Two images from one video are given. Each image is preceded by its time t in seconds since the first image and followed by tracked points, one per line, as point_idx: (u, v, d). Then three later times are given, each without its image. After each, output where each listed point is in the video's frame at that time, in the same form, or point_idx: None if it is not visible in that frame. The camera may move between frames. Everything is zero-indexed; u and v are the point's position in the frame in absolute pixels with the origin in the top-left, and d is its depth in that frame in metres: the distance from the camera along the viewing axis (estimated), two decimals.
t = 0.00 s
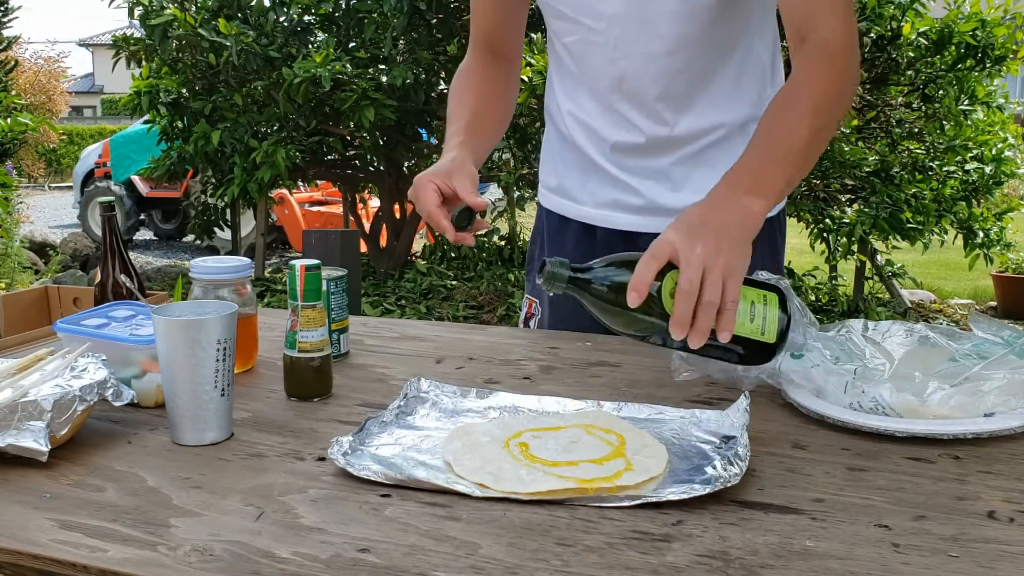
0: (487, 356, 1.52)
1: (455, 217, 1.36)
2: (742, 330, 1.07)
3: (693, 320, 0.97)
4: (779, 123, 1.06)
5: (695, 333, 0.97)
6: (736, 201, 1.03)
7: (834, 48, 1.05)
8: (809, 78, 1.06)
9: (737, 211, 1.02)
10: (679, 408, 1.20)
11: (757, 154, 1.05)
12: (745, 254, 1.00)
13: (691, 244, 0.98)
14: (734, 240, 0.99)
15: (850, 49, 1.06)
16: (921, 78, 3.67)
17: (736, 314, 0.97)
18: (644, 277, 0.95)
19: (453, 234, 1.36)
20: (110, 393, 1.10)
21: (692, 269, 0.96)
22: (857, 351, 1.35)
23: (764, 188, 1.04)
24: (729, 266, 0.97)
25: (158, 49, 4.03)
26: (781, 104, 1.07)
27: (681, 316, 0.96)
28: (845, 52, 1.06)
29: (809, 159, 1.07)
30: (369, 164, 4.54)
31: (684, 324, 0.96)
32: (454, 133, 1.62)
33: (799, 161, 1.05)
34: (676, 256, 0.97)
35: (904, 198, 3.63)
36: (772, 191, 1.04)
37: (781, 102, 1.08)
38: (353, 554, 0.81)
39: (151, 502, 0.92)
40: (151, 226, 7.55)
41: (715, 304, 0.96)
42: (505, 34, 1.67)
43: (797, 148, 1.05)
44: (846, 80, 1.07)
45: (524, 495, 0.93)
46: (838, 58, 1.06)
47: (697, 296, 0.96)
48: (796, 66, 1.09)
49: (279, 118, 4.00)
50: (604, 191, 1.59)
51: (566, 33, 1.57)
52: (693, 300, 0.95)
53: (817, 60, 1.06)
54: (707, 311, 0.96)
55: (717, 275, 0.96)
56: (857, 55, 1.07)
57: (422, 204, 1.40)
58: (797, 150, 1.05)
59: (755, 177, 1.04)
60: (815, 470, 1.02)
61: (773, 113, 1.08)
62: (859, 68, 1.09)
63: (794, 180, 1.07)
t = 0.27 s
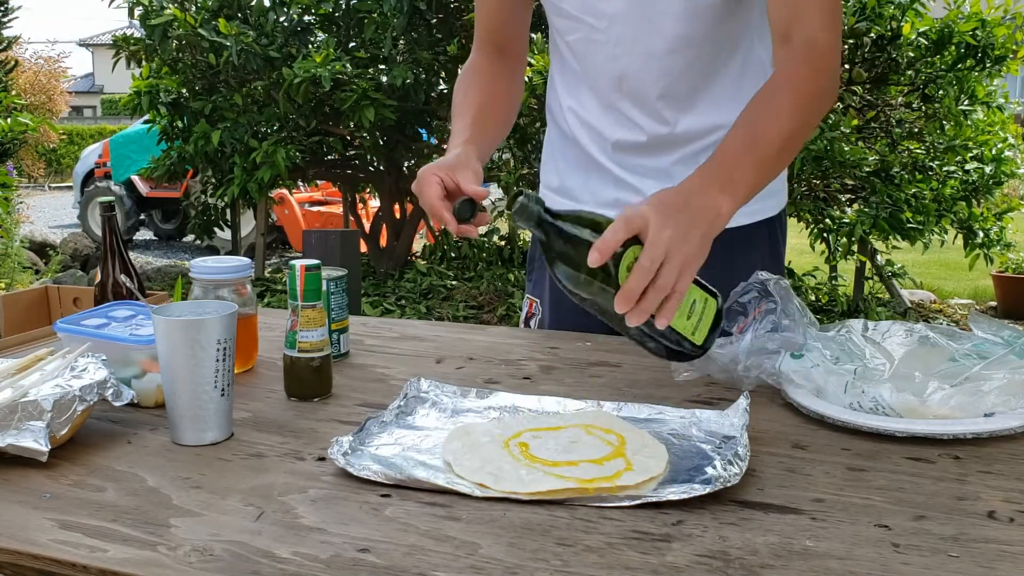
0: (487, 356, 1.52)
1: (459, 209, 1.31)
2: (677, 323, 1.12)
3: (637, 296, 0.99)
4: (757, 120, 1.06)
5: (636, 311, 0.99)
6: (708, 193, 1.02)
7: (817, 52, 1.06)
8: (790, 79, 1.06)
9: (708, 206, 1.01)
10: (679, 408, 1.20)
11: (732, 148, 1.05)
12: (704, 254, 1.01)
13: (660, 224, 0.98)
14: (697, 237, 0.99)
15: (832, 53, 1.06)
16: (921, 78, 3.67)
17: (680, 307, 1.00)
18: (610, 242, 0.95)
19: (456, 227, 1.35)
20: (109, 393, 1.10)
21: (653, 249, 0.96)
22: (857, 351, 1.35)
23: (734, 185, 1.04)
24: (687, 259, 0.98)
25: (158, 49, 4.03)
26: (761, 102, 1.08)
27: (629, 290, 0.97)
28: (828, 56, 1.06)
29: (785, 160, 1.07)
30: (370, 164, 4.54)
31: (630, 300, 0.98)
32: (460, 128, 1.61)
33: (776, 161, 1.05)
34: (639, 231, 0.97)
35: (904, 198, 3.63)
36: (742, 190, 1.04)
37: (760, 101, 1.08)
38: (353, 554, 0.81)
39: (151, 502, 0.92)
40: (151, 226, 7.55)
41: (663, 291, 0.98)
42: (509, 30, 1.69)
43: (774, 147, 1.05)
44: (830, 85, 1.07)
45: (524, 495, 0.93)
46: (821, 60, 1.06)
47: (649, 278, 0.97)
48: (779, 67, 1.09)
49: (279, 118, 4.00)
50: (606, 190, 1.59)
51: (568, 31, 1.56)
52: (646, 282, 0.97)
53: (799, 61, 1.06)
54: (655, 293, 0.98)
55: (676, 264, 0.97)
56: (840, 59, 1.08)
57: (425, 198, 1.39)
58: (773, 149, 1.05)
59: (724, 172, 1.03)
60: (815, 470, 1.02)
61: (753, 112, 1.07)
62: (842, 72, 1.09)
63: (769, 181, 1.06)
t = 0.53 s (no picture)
0: (487, 356, 1.52)
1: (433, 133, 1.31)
2: (635, 297, 1.26)
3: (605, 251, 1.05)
4: (756, 113, 1.13)
5: (602, 264, 1.06)
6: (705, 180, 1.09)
7: (814, 52, 1.14)
8: (791, 75, 1.13)
9: (701, 191, 1.09)
10: (679, 407, 1.20)
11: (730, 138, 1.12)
12: (681, 235, 1.08)
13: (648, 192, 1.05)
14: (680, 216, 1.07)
15: (829, 53, 1.14)
16: (921, 78, 3.67)
17: (646, 274, 1.06)
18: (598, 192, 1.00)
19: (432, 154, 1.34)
20: (110, 393, 1.10)
21: (633, 210, 1.03)
22: (857, 351, 1.35)
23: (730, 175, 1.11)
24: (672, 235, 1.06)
25: (158, 49, 4.04)
26: (761, 97, 1.14)
27: (602, 243, 1.03)
28: (826, 55, 1.14)
29: (780, 152, 1.14)
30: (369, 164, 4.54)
31: (598, 252, 1.03)
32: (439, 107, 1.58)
33: (772, 153, 1.13)
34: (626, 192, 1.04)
35: (904, 198, 3.63)
36: (734, 179, 1.11)
37: (758, 96, 1.15)
38: (353, 554, 0.81)
39: (151, 502, 0.92)
40: (151, 226, 7.56)
41: (629, 252, 1.04)
42: (496, 22, 1.69)
43: (771, 140, 1.12)
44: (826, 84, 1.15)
45: (524, 495, 0.93)
46: (819, 59, 1.13)
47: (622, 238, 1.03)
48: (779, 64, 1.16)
49: (279, 118, 4.00)
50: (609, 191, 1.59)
51: (569, 30, 1.56)
52: (619, 239, 1.03)
53: (799, 59, 1.14)
54: (624, 252, 1.04)
55: (651, 232, 1.04)
56: (838, 59, 1.16)
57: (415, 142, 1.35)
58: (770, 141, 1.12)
59: (722, 162, 1.11)
60: (815, 470, 1.02)
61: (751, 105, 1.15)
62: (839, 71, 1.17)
63: (764, 170, 1.13)
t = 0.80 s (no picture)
0: (487, 355, 1.52)
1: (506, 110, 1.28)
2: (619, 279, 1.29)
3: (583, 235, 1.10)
4: (750, 114, 1.16)
5: (581, 248, 1.10)
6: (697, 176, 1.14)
7: (811, 57, 1.17)
8: (788, 78, 1.17)
9: (688, 187, 1.13)
10: (679, 408, 1.20)
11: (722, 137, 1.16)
12: (662, 225, 1.12)
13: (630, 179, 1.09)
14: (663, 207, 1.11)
15: (826, 59, 1.18)
16: (921, 78, 3.68)
17: (626, 256, 1.11)
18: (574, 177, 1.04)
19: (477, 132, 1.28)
20: (110, 393, 1.10)
21: (610, 198, 1.07)
22: (857, 351, 1.35)
23: (719, 172, 1.15)
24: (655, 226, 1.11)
25: (158, 49, 4.04)
26: (756, 97, 1.17)
27: (579, 227, 1.08)
28: (824, 61, 1.18)
29: (769, 153, 1.19)
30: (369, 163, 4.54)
31: (577, 235, 1.09)
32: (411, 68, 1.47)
33: (762, 153, 1.17)
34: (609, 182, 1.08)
35: (904, 198, 3.63)
36: (719, 177, 1.15)
37: (754, 97, 1.18)
38: (353, 554, 0.81)
39: (151, 502, 0.92)
40: (151, 226, 7.56)
41: (605, 239, 1.09)
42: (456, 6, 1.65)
43: (762, 141, 1.16)
44: (819, 89, 1.19)
45: (524, 495, 0.93)
46: (814, 65, 1.17)
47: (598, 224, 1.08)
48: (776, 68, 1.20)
49: (279, 118, 4.00)
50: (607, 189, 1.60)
51: (567, 25, 1.54)
52: (595, 224, 1.07)
53: (796, 63, 1.17)
54: (604, 236, 1.09)
55: (630, 217, 1.09)
56: (834, 65, 1.19)
57: (452, 63, 1.24)
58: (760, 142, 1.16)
59: (711, 160, 1.14)
60: (815, 470, 1.02)
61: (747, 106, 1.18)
62: (835, 77, 1.21)
63: (752, 168, 1.18)
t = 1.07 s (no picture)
0: (488, 356, 1.52)
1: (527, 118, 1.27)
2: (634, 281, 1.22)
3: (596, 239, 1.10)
4: (763, 115, 1.18)
5: (596, 254, 1.10)
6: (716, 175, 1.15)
7: (824, 62, 1.19)
8: (799, 82, 1.19)
9: (704, 187, 1.14)
10: (679, 408, 1.20)
11: (738, 138, 1.17)
12: (680, 225, 1.12)
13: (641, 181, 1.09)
14: (678, 208, 1.11)
15: (835, 64, 1.20)
16: (922, 78, 3.68)
17: (643, 259, 1.11)
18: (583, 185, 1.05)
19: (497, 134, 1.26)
20: (110, 393, 1.10)
21: (622, 201, 1.07)
22: (857, 351, 1.35)
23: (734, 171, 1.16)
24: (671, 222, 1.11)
25: (158, 49, 4.04)
26: (770, 98, 1.19)
27: (594, 231, 1.08)
28: (833, 64, 1.19)
29: (782, 155, 1.20)
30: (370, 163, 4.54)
31: (591, 240, 1.08)
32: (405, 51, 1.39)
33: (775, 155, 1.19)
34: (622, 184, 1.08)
35: (904, 198, 3.63)
36: (741, 174, 1.17)
37: (767, 100, 1.19)
38: (353, 554, 0.81)
39: (151, 502, 0.92)
40: (151, 226, 7.56)
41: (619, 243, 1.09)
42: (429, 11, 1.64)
43: (774, 143, 1.18)
44: (831, 95, 1.21)
45: (524, 495, 0.93)
46: (826, 69, 1.19)
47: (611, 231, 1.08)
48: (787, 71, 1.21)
49: (279, 118, 4.00)
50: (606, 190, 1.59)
51: (567, 22, 1.53)
52: (608, 228, 1.07)
53: (807, 67, 1.19)
54: (618, 241, 1.09)
55: (644, 221, 1.09)
56: (842, 70, 1.21)
57: (479, 62, 1.22)
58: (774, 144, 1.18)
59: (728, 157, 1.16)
60: (815, 470, 1.02)
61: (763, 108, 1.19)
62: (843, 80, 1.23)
63: (766, 171, 1.19)
